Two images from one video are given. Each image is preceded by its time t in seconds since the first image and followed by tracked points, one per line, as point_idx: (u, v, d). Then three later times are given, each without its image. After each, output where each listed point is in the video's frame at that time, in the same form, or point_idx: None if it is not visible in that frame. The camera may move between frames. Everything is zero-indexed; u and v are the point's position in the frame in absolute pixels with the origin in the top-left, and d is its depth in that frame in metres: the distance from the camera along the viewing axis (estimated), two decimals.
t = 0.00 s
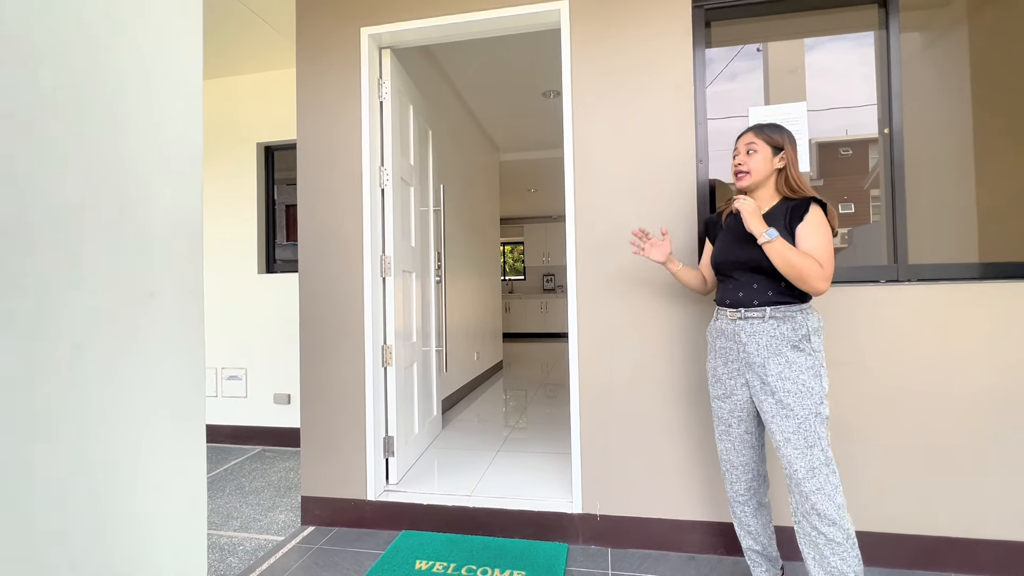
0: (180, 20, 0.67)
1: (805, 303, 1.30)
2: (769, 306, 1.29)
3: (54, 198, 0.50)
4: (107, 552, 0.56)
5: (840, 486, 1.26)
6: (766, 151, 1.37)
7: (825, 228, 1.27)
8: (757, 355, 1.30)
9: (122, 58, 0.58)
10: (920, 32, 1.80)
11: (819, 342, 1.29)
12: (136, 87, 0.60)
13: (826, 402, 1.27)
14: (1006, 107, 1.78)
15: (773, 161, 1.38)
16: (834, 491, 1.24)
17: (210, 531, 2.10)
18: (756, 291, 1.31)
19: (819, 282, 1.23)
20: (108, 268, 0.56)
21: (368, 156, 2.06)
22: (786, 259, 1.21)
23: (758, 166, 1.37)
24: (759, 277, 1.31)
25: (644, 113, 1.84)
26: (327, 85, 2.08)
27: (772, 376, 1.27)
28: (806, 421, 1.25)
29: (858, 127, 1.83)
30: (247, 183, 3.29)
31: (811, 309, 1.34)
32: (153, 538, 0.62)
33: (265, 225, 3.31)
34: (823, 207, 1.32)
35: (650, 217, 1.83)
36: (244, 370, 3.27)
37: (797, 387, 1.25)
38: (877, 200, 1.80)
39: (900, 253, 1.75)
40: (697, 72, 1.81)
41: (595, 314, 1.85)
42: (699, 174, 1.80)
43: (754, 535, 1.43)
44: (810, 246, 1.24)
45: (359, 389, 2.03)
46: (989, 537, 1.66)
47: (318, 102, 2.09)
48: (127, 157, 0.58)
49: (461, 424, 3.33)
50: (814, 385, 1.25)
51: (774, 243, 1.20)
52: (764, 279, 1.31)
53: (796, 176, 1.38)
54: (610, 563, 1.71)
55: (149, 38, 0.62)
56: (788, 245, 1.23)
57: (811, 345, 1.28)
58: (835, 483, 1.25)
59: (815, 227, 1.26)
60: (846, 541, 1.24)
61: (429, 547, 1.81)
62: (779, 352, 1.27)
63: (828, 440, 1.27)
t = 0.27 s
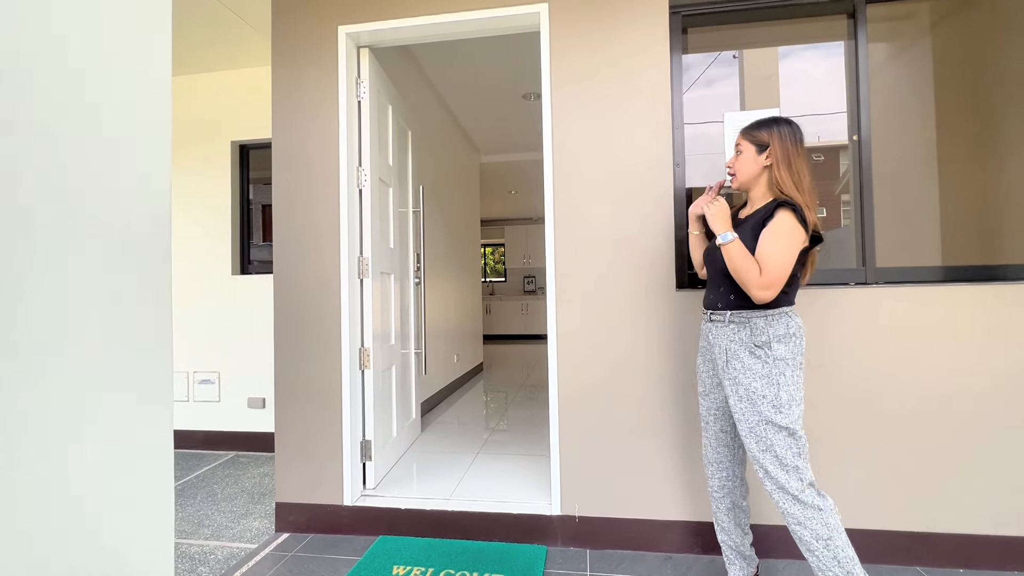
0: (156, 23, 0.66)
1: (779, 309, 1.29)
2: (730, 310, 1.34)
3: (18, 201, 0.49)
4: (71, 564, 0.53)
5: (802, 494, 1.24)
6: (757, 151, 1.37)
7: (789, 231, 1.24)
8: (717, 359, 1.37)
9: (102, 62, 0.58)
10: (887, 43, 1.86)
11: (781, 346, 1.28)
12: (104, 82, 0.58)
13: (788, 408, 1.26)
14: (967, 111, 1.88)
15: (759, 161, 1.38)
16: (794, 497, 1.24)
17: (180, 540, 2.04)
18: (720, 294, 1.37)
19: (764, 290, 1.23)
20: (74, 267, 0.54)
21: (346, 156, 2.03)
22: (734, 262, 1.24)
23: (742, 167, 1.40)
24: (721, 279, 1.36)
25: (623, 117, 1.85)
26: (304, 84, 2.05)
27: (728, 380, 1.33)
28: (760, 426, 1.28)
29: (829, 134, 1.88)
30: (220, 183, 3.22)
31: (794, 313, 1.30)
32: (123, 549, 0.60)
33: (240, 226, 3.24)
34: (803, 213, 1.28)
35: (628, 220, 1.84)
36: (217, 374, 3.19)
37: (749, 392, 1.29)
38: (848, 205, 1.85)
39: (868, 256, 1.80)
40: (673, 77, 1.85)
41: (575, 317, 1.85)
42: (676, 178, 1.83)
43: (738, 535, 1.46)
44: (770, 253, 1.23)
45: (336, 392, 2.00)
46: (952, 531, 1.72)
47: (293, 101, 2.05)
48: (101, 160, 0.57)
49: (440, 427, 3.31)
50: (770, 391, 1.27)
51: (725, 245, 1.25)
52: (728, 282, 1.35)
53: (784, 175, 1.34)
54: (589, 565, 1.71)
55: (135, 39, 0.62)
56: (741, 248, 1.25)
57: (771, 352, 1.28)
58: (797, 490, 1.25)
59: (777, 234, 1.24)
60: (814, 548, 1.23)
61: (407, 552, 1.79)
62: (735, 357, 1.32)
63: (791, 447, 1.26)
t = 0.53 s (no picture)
0: (79, 29, 0.64)
1: (768, 315, 1.29)
2: (716, 316, 1.36)
3: None
4: None
5: (785, 503, 1.25)
6: (748, 153, 1.35)
7: (773, 239, 1.22)
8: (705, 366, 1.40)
9: (19, 64, 0.56)
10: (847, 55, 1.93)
11: (764, 356, 1.28)
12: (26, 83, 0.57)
13: (772, 418, 1.27)
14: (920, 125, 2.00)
15: (749, 165, 1.35)
16: (778, 506, 1.26)
17: (136, 553, 1.95)
18: (710, 299, 1.38)
19: (746, 300, 1.22)
20: None
21: (314, 156, 1.98)
22: (718, 270, 1.25)
23: (733, 172, 1.38)
24: (712, 285, 1.38)
25: (594, 121, 1.86)
26: (270, 81, 2.00)
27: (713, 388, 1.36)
28: (743, 434, 1.29)
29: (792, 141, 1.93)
30: (183, 182, 3.10)
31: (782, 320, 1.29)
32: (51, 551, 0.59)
33: (203, 226, 3.14)
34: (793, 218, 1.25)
35: (599, 224, 1.84)
36: (179, 380, 3.08)
37: (733, 400, 1.30)
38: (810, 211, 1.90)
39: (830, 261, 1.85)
40: (644, 81, 1.87)
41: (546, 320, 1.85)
42: (646, 183, 1.85)
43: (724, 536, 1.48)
44: (755, 261, 1.22)
45: (303, 397, 1.95)
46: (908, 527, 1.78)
47: (259, 99, 2.00)
48: (15, 184, 0.56)
49: (412, 431, 3.27)
50: (752, 400, 1.28)
51: (710, 252, 1.26)
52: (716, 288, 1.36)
53: (775, 179, 1.31)
54: (560, 568, 1.71)
55: (61, 45, 0.61)
56: (726, 254, 1.26)
57: (755, 360, 1.29)
58: (781, 498, 1.26)
59: (761, 242, 1.22)
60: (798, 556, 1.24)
61: (376, 560, 1.76)
62: (720, 364, 1.34)
63: (776, 456, 1.27)
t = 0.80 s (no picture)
0: None
1: (762, 316, 1.20)
2: (706, 318, 1.27)
3: None
4: None
5: (763, 512, 1.17)
6: (738, 151, 1.27)
7: (767, 239, 1.14)
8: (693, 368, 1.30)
9: None
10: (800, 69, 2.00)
11: (754, 357, 1.18)
12: None
13: (756, 423, 1.17)
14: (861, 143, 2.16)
15: (739, 163, 1.27)
16: (756, 514, 1.18)
17: (78, 570, 1.85)
18: (700, 301, 1.29)
19: (743, 302, 1.15)
20: None
21: (272, 156, 1.93)
22: (712, 272, 1.17)
23: (721, 170, 1.29)
24: (703, 287, 1.28)
25: (558, 123, 1.84)
26: (226, 77, 1.93)
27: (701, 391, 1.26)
28: (726, 439, 1.20)
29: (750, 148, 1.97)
30: (135, 179, 2.97)
31: (775, 322, 1.20)
32: None
33: (157, 225, 3.01)
34: (791, 219, 1.18)
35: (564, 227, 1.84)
36: (129, 386, 2.94)
37: (718, 404, 1.21)
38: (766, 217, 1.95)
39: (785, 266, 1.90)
40: (606, 87, 1.90)
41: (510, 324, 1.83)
42: (609, 188, 1.87)
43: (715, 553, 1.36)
44: (751, 263, 1.14)
45: (260, 404, 1.89)
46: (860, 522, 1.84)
47: (214, 94, 1.93)
48: None
49: (379, 435, 3.21)
50: (736, 405, 1.19)
51: (703, 253, 1.18)
52: (707, 292, 1.27)
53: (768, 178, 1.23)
54: (523, 572, 1.71)
55: None
56: (718, 255, 1.18)
57: (743, 362, 1.19)
58: (759, 506, 1.18)
59: (758, 243, 1.14)
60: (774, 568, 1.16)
61: (336, 569, 1.72)
62: (708, 367, 1.24)
63: (758, 463, 1.17)
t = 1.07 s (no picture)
0: None
1: (736, 316, 1.15)
2: (681, 320, 1.20)
3: None
4: None
5: (740, 516, 1.13)
6: (720, 152, 1.21)
7: (743, 243, 1.11)
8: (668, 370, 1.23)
9: None
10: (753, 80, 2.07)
11: (731, 357, 1.13)
12: None
13: (736, 425, 1.12)
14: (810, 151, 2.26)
15: (720, 162, 1.21)
16: (732, 519, 1.13)
17: None
18: (673, 303, 1.22)
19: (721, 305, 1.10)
20: None
21: (222, 153, 1.85)
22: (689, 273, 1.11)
23: (702, 168, 1.22)
24: (676, 288, 1.21)
25: (519, 126, 1.84)
26: (173, 70, 1.85)
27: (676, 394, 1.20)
28: (704, 443, 1.15)
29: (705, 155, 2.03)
30: (75, 175, 2.80)
31: (749, 320, 1.16)
32: None
33: (99, 223, 2.85)
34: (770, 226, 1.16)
35: (524, 230, 1.84)
36: (68, 394, 2.77)
37: (697, 408, 1.15)
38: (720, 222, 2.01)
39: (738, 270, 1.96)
40: (567, 92, 1.91)
41: (471, 328, 1.82)
42: (569, 191, 1.89)
43: (686, 556, 1.32)
44: (727, 264, 1.10)
45: (207, 411, 1.81)
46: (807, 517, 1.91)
47: (159, 86, 1.84)
48: None
49: (338, 441, 3.13)
50: (716, 407, 1.13)
51: (675, 253, 1.11)
52: (682, 293, 1.20)
53: (744, 182, 1.20)
54: None
55: None
56: (692, 256, 1.12)
57: (721, 363, 1.13)
58: (735, 510, 1.14)
59: (737, 246, 1.10)
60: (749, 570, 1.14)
61: None
62: (685, 370, 1.18)
63: (736, 466, 1.13)
